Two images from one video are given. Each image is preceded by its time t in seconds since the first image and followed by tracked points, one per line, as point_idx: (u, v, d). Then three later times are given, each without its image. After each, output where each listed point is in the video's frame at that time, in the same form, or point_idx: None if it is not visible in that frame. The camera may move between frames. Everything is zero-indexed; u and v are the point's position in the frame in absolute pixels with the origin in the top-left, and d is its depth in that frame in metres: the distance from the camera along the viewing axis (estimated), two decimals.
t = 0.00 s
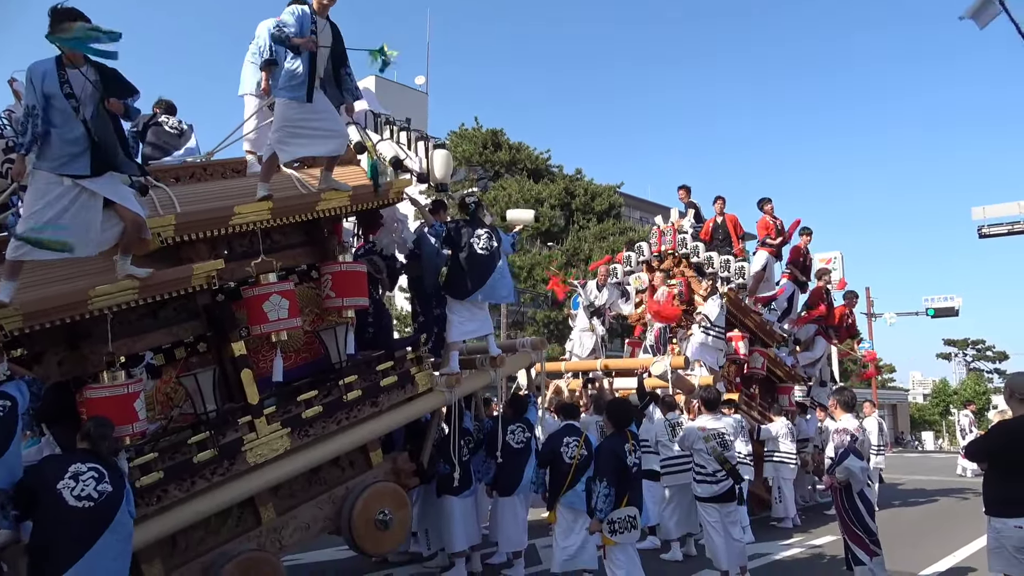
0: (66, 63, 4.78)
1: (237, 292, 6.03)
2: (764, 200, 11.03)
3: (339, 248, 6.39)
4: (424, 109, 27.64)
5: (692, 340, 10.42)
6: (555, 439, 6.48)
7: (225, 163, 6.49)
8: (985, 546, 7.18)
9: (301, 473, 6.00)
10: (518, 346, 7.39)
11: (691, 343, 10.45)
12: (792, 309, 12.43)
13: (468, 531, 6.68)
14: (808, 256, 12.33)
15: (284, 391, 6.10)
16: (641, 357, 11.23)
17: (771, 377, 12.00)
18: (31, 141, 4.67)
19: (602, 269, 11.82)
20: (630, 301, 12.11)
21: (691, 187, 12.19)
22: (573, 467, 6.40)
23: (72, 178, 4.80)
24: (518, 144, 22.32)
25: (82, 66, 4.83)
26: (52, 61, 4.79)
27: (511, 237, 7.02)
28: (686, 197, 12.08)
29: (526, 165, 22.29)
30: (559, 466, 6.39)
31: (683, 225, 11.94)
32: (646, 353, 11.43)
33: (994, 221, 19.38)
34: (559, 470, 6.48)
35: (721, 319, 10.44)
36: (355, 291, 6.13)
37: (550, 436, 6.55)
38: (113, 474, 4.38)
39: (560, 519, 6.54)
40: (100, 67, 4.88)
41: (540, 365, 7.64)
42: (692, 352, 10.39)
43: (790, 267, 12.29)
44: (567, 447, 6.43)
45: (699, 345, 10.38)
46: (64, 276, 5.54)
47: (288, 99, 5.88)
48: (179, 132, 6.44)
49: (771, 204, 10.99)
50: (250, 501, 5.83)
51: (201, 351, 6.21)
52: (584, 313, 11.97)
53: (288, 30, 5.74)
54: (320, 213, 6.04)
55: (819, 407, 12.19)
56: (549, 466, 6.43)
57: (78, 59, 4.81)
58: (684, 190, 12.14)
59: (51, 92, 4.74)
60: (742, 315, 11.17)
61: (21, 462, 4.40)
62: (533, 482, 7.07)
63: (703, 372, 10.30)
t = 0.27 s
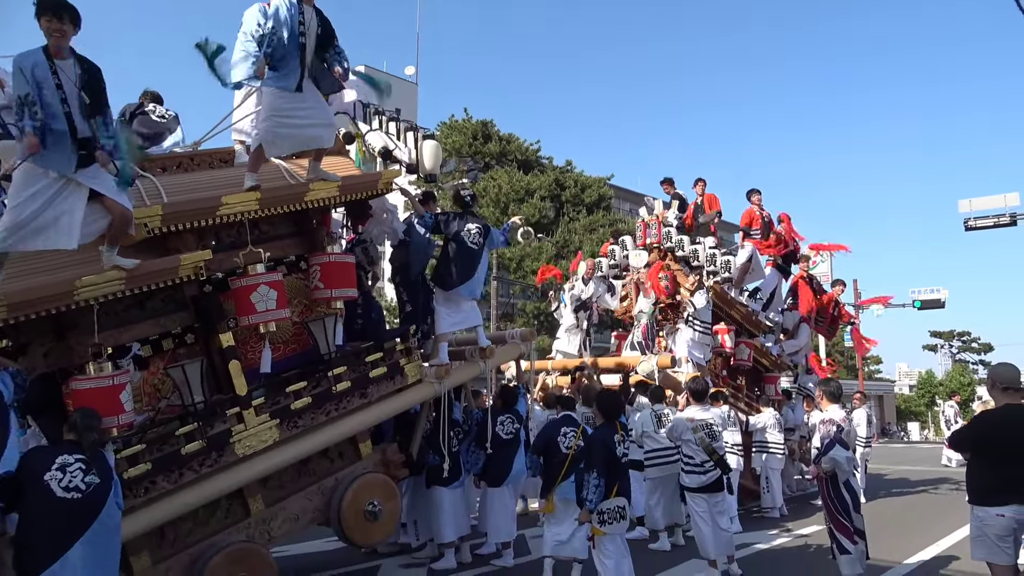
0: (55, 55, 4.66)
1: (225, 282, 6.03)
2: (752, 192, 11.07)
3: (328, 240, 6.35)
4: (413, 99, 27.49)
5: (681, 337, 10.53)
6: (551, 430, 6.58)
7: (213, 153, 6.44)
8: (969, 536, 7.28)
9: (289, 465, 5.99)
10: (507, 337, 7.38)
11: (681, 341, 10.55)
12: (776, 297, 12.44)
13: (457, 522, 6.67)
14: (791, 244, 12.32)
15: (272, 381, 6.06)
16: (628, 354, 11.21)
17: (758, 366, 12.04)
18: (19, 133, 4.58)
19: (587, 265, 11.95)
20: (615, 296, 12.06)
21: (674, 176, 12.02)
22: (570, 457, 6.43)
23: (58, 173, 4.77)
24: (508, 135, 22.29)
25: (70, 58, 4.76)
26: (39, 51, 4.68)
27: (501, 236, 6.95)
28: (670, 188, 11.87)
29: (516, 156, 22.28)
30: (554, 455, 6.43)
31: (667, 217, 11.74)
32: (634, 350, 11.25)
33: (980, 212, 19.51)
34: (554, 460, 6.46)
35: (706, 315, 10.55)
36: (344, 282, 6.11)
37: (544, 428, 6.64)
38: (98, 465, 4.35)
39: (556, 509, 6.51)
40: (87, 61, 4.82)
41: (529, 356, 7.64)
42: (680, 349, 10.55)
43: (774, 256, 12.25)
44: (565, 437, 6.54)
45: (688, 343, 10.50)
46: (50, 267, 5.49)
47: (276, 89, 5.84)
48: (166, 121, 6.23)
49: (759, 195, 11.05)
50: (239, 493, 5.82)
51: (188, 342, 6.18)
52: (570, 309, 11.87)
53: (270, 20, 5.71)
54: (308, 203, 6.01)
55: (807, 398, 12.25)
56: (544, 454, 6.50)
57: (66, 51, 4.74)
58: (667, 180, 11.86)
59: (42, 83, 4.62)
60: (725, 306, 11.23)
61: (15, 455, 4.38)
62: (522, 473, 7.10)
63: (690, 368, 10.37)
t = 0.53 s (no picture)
0: (33, 34, 4.59)
1: (206, 274, 5.94)
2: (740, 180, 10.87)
3: (313, 231, 6.21)
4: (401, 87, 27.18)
5: (671, 335, 10.25)
6: (544, 424, 6.39)
7: (193, 141, 6.25)
8: (963, 530, 7.24)
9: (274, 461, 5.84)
10: (497, 330, 7.22)
11: (670, 341, 10.27)
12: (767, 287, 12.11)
13: (445, 519, 6.55)
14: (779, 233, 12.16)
15: (256, 375, 5.91)
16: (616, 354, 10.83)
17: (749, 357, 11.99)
18: None
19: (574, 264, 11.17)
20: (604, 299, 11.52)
21: (660, 166, 11.79)
22: (565, 452, 6.27)
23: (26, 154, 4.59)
24: (497, 124, 22.05)
25: (45, 39, 4.68)
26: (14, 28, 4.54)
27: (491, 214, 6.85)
28: (656, 179, 11.68)
29: (506, 145, 22.06)
30: (549, 448, 6.32)
31: (654, 208, 11.78)
32: (624, 351, 10.79)
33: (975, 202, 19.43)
34: (549, 453, 6.31)
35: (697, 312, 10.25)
36: (329, 274, 5.94)
37: (538, 423, 6.44)
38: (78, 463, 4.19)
39: (552, 501, 6.54)
40: (62, 46, 4.76)
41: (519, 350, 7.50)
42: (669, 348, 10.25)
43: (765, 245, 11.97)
44: (560, 430, 6.33)
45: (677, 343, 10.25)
46: (24, 258, 5.30)
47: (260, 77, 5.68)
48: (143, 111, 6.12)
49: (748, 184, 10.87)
50: (221, 490, 5.68)
51: (169, 336, 6.02)
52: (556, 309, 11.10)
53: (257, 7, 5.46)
54: (293, 192, 5.85)
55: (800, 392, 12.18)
56: (540, 445, 6.34)
57: (43, 32, 4.67)
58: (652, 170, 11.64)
59: (21, 56, 4.48)
60: (714, 299, 10.94)
61: None
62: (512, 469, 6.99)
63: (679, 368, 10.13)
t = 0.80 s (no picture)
0: None
1: (184, 264, 5.62)
2: (730, 166, 10.26)
3: (295, 218, 5.91)
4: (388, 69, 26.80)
5: (664, 335, 10.05)
6: (536, 418, 6.18)
7: (169, 124, 5.99)
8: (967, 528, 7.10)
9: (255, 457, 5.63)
10: (488, 321, 6.99)
11: (664, 343, 10.08)
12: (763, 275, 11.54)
13: (434, 517, 6.36)
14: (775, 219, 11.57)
15: (237, 368, 5.69)
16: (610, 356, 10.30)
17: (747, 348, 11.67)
18: None
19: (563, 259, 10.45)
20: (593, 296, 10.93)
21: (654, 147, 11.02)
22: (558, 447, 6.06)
23: None
24: (488, 107, 21.75)
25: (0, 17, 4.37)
26: None
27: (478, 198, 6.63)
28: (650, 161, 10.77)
29: (497, 130, 21.79)
30: (544, 442, 6.11)
31: (645, 197, 11.05)
32: (616, 352, 10.38)
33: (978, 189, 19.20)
34: (542, 448, 6.10)
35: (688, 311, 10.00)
36: (312, 263, 5.72)
37: (529, 417, 6.25)
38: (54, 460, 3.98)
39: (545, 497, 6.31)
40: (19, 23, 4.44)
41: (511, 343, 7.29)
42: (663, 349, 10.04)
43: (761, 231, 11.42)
44: (553, 425, 6.13)
45: (671, 344, 10.06)
46: None
47: (237, 55, 5.42)
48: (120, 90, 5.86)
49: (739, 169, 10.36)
50: (201, 487, 5.46)
51: (146, 327, 5.75)
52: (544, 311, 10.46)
53: None
54: (274, 178, 5.61)
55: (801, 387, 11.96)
56: (535, 438, 6.15)
57: None
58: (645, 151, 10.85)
59: None
60: (709, 292, 10.51)
61: None
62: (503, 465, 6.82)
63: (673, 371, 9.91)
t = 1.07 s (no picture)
0: None
1: (165, 252, 5.44)
2: (724, 153, 9.99)
3: (281, 205, 5.75)
4: (379, 51, 26.40)
5: (660, 336, 9.56)
6: (530, 413, 5.92)
7: (149, 107, 5.75)
8: (975, 526, 6.95)
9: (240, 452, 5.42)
10: (481, 313, 6.80)
11: (659, 345, 9.60)
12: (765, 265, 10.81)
13: (425, 514, 6.19)
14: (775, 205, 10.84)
15: (220, 360, 5.48)
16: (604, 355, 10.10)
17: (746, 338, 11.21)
18: None
19: (553, 261, 9.82)
20: (586, 295, 10.55)
21: (644, 132, 10.29)
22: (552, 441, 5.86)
23: None
24: (482, 90, 21.45)
25: None
26: None
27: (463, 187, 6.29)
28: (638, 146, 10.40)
29: (491, 114, 21.49)
30: (538, 437, 5.88)
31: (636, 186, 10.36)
32: (611, 354, 10.11)
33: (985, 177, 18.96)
34: (536, 444, 5.88)
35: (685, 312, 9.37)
36: (298, 252, 5.51)
37: (520, 409, 5.99)
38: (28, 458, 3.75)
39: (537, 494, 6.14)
40: None
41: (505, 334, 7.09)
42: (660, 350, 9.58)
43: (761, 219, 10.61)
44: (547, 418, 5.92)
45: (667, 345, 9.56)
46: None
47: (214, 33, 5.19)
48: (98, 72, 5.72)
49: (731, 154, 9.94)
50: (183, 483, 5.26)
51: (126, 318, 5.51)
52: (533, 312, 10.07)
53: None
54: (259, 163, 5.40)
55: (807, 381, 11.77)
56: (529, 435, 5.88)
57: None
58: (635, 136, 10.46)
59: None
60: (706, 285, 9.89)
61: None
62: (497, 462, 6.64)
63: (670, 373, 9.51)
